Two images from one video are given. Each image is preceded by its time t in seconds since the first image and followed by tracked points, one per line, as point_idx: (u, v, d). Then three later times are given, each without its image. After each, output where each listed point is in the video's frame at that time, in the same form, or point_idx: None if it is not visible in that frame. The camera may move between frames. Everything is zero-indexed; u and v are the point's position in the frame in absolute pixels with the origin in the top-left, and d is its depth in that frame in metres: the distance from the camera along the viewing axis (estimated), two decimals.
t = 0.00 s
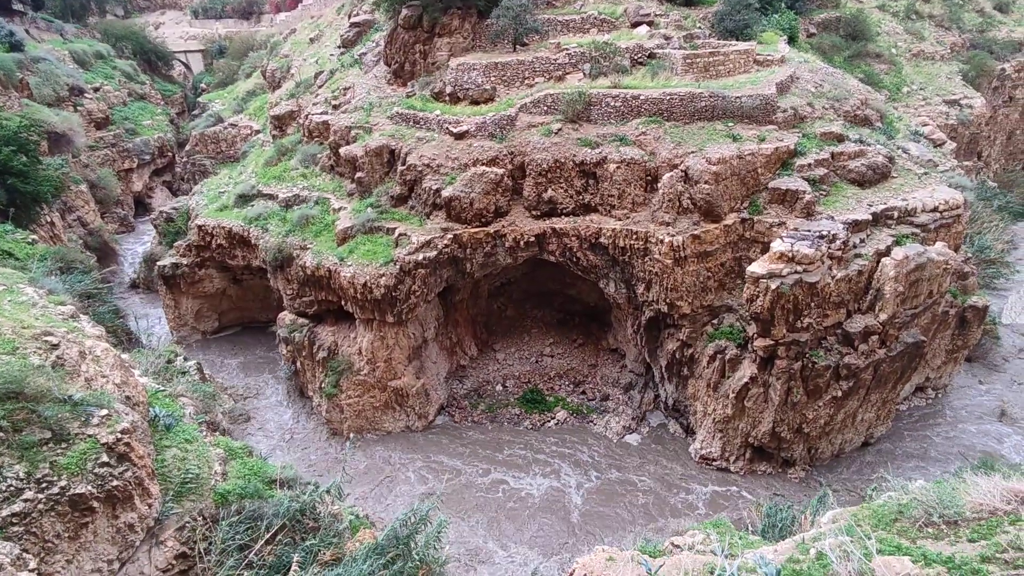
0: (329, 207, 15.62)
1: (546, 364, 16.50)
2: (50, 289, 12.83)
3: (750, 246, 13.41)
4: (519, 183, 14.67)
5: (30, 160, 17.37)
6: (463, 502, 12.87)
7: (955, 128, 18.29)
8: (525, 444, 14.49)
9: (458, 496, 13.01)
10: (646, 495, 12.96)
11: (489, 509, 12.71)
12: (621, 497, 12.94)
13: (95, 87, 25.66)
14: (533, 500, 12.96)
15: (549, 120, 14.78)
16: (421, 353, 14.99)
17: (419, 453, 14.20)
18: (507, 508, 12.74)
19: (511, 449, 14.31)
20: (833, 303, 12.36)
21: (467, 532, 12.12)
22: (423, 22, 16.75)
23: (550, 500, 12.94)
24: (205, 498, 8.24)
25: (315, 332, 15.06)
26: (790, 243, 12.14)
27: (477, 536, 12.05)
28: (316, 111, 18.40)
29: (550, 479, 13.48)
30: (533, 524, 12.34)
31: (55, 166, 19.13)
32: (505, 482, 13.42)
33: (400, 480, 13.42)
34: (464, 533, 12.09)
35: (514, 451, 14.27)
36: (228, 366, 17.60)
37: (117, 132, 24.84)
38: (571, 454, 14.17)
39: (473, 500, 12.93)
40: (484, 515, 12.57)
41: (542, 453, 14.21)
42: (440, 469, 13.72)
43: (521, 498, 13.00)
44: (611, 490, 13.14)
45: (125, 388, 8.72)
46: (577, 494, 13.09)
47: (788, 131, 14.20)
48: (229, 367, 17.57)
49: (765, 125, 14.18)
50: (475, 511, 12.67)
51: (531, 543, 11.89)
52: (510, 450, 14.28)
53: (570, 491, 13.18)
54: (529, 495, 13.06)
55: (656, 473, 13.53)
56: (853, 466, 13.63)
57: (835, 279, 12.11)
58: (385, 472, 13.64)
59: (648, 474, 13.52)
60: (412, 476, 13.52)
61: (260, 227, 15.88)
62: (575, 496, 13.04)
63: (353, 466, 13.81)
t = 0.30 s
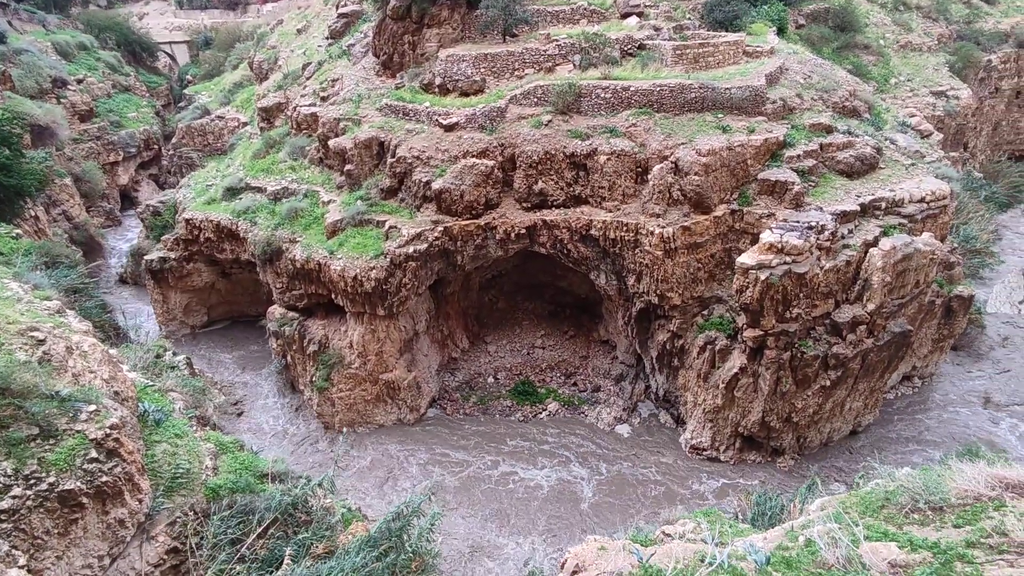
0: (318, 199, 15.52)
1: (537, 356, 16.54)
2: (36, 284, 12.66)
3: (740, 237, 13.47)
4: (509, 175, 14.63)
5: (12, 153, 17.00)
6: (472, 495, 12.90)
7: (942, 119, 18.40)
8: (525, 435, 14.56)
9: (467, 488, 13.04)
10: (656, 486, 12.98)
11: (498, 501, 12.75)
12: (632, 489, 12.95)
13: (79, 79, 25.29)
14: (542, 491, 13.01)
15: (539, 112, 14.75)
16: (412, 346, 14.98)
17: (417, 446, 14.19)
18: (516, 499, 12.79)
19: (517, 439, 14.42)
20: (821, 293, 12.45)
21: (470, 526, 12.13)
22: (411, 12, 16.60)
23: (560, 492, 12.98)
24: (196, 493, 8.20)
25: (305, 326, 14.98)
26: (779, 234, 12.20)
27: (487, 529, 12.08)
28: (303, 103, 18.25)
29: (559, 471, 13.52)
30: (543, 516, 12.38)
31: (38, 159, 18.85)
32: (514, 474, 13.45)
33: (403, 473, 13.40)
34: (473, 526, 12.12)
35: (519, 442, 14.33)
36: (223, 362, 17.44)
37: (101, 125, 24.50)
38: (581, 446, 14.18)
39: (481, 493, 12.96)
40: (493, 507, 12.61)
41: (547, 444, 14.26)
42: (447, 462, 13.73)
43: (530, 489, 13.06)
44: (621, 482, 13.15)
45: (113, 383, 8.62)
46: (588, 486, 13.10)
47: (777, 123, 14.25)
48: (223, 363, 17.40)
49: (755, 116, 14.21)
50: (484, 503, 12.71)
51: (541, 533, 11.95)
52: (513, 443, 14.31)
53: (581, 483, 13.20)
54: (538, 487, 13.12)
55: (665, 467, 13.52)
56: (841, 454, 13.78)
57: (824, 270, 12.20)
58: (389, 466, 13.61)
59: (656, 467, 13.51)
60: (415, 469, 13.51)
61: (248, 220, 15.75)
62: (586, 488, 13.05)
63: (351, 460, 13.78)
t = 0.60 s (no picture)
0: (304, 194, 15.39)
1: (526, 350, 16.57)
2: (17, 281, 12.45)
3: (727, 231, 13.54)
4: (497, 169, 14.60)
5: None
6: (479, 490, 12.89)
7: (927, 113, 18.45)
8: (523, 428, 14.60)
9: (475, 484, 13.04)
10: (666, 479, 13.02)
11: (504, 496, 12.77)
12: (642, 483, 12.96)
13: (58, 73, 24.86)
14: (550, 485, 13.04)
15: (527, 105, 14.71)
16: (401, 341, 14.94)
17: (417, 442, 14.14)
18: (523, 493, 12.82)
19: (520, 432, 14.47)
20: (807, 286, 12.55)
21: (465, 521, 12.14)
22: (398, 6, 16.41)
23: (568, 485, 13.01)
24: (183, 491, 8.12)
25: (292, 322, 14.87)
26: (765, 227, 12.28)
27: (494, 524, 12.08)
28: (289, 97, 18.09)
29: (567, 464, 13.54)
30: (550, 510, 12.41)
31: (18, 154, 18.52)
32: (521, 468, 13.47)
33: (405, 469, 13.34)
34: (479, 521, 12.13)
35: (521, 435, 14.36)
36: (216, 360, 17.28)
37: (82, 120, 24.10)
38: (586, 440, 14.19)
39: (488, 488, 12.96)
40: (501, 502, 12.62)
41: (550, 438, 14.31)
42: (452, 457, 13.71)
43: (537, 483, 13.09)
44: (631, 476, 13.16)
45: (98, 381, 8.48)
46: (597, 479, 13.12)
47: (763, 116, 14.32)
48: (217, 361, 17.25)
49: (742, 110, 14.26)
50: (491, 498, 12.71)
51: (549, 527, 11.97)
52: (515, 437, 14.34)
53: (590, 477, 13.21)
54: (546, 481, 13.14)
55: (671, 460, 13.56)
56: (827, 445, 13.93)
57: (810, 263, 12.29)
58: (392, 463, 13.53)
59: (659, 460, 13.55)
60: (417, 466, 13.45)
61: (234, 215, 15.60)
62: (594, 482, 13.06)
63: (347, 457, 13.70)
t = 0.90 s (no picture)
0: (290, 192, 15.26)
1: (515, 347, 16.57)
2: None
3: (714, 226, 13.61)
4: (484, 165, 14.57)
5: None
6: (484, 487, 12.88)
7: (908, 108, 18.75)
8: (514, 425, 14.61)
9: (481, 481, 13.02)
10: (669, 473, 13.12)
11: (511, 492, 12.77)
12: (651, 478, 12.99)
13: (36, 69, 24.44)
14: (557, 482, 13.04)
15: (514, 101, 14.70)
16: (389, 339, 14.87)
17: (415, 441, 14.08)
18: (529, 489, 12.83)
19: (522, 428, 14.49)
20: (793, 280, 12.65)
21: (454, 518, 12.13)
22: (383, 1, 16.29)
23: (576, 481, 13.03)
24: (169, 492, 8.03)
25: (279, 320, 14.75)
26: (751, 223, 12.35)
27: (503, 521, 12.07)
28: (273, 93, 17.90)
29: (574, 461, 13.53)
30: (558, 505, 12.41)
31: None
32: (526, 465, 13.46)
33: (406, 466, 13.34)
34: (487, 519, 12.11)
35: (523, 430, 14.41)
36: (209, 359, 17.14)
37: (62, 116, 23.71)
38: (575, 435, 14.24)
39: (494, 485, 12.96)
40: (508, 499, 12.61)
41: (551, 433, 14.33)
42: (456, 455, 13.68)
43: (544, 479, 13.10)
44: (640, 471, 13.19)
45: (81, 382, 8.33)
46: (605, 475, 13.13)
47: (749, 112, 14.41)
48: (210, 360, 17.10)
49: (727, 106, 14.34)
50: (498, 495, 12.70)
51: (559, 522, 11.98)
52: (511, 434, 14.32)
53: (598, 473, 13.22)
54: (552, 477, 13.14)
55: (659, 454, 13.64)
56: (812, 438, 14.07)
57: (795, 257, 12.40)
58: (395, 462, 13.46)
59: (648, 455, 13.62)
60: (417, 464, 13.39)
61: (218, 213, 15.42)
62: (603, 478, 13.07)
63: (342, 457, 13.59)
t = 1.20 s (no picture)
0: (274, 191, 15.12)
1: (502, 345, 16.57)
2: None
3: (699, 223, 13.68)
4: (470, 164, 14.54)
5: None
6: (490, 487, 12.85)
7: (888, 105, 19.01)
8: (504, 423, 14.60)
9: (487, 480, 13.02)
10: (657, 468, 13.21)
11: (517, 491, 12.77)
12: (660, 473, 13.05)
13: (13, 68, 24.01)
14: (563, 478, 13.08)
15: (499, 99, 14.69)
16: (376, 338, 14.81)
17: (416, 441, 14.02)
18: (536, 488, 12.83)
19: (522, 426, 14.51)
20: (777, 277, 12.76)
21: (444, 517, 12.10)
22: None
23: (583, 478, 13.05)
24: (154, 496, 7.91)
25: (264, 321, 14.62)
26: (736, 219, 12.45)
27: (510, 519, 12.09)
28: (256, 92, 17.72)
29: (582, 458, 13.56)
30: (565, 502, 12.42)
31: None
32: (532, 463, 13.47)
33: (405, 465, 13.32)
34: (494, 517, 12.12)
35: (525, 427, 14.45)
36: (201, 361, 16.96)
37: (39, 116, 23.32)
38: (565, 433, 14.26)
39: (500, 484, 12.93)
40: (513, 497, 12.62)
41: (540, 432, 14.33)
42: (462, 454, 13.68)
43: (550, 476, 13.13)
44: (649, 468, 13.22)
45: (61, 386, 8.18)
46: (612, 471, 13.17)
47: (733, 110, 14.52)
48: (202, 362, 16.93)
49: (711, 103, 14.44)
50: (504, 495, 12.68)
51: (565, 519, 12.00)
52: (500, 433, 14.30)
53: (606, 470, 13.24)
54: (559, 474, 13.17)
55: (646, 450, 13.70)
56: (797, 432, 14.22)
57: (779, 254, 12.51)
58: (396, 462, 13.41)
59: (636, 451, 13.68)
60: (421, 464, 13.34)
61: (201, 213, 15.24)
62: (611, 475, 13.08)
63: (332, 458, 13.49)
